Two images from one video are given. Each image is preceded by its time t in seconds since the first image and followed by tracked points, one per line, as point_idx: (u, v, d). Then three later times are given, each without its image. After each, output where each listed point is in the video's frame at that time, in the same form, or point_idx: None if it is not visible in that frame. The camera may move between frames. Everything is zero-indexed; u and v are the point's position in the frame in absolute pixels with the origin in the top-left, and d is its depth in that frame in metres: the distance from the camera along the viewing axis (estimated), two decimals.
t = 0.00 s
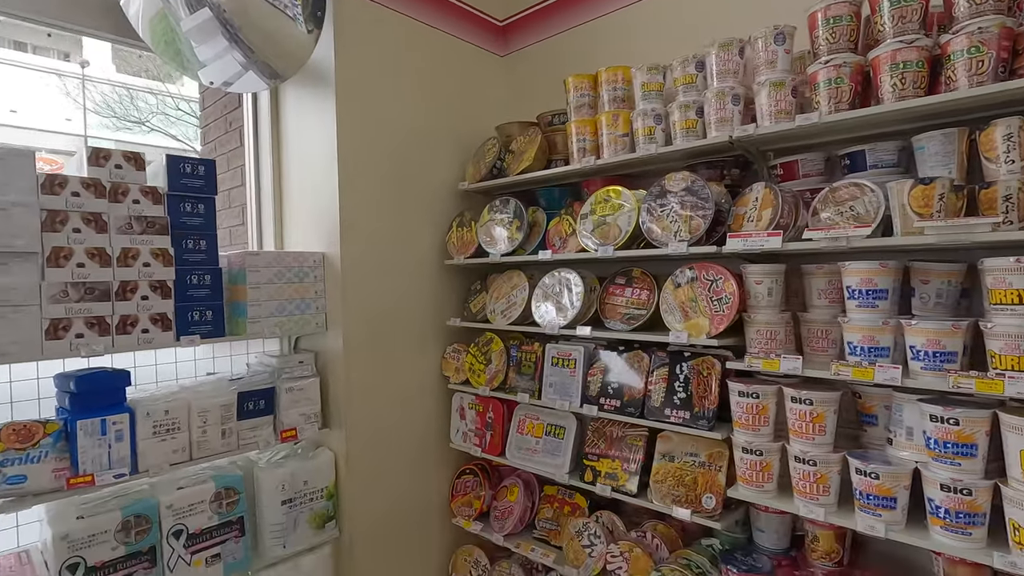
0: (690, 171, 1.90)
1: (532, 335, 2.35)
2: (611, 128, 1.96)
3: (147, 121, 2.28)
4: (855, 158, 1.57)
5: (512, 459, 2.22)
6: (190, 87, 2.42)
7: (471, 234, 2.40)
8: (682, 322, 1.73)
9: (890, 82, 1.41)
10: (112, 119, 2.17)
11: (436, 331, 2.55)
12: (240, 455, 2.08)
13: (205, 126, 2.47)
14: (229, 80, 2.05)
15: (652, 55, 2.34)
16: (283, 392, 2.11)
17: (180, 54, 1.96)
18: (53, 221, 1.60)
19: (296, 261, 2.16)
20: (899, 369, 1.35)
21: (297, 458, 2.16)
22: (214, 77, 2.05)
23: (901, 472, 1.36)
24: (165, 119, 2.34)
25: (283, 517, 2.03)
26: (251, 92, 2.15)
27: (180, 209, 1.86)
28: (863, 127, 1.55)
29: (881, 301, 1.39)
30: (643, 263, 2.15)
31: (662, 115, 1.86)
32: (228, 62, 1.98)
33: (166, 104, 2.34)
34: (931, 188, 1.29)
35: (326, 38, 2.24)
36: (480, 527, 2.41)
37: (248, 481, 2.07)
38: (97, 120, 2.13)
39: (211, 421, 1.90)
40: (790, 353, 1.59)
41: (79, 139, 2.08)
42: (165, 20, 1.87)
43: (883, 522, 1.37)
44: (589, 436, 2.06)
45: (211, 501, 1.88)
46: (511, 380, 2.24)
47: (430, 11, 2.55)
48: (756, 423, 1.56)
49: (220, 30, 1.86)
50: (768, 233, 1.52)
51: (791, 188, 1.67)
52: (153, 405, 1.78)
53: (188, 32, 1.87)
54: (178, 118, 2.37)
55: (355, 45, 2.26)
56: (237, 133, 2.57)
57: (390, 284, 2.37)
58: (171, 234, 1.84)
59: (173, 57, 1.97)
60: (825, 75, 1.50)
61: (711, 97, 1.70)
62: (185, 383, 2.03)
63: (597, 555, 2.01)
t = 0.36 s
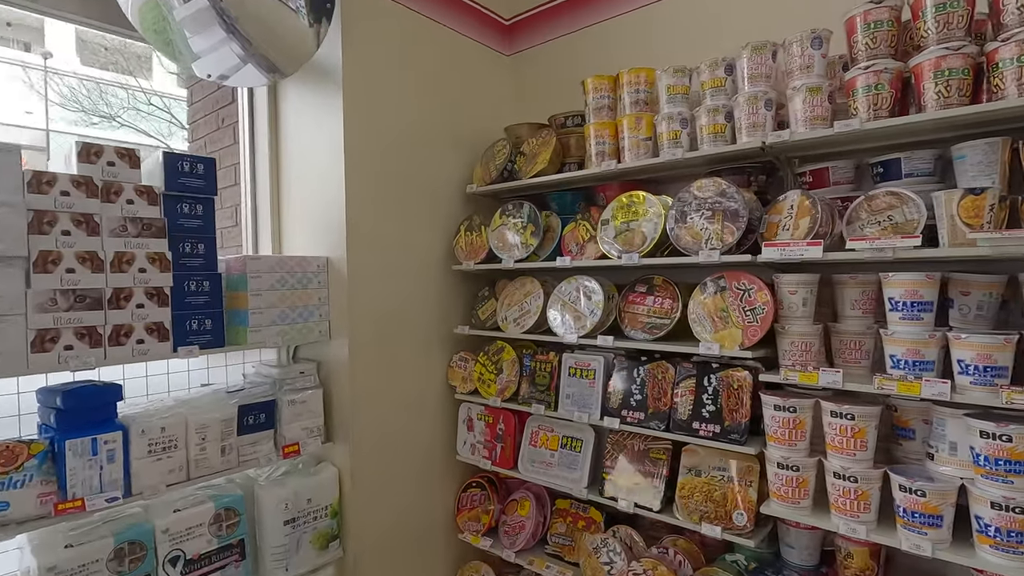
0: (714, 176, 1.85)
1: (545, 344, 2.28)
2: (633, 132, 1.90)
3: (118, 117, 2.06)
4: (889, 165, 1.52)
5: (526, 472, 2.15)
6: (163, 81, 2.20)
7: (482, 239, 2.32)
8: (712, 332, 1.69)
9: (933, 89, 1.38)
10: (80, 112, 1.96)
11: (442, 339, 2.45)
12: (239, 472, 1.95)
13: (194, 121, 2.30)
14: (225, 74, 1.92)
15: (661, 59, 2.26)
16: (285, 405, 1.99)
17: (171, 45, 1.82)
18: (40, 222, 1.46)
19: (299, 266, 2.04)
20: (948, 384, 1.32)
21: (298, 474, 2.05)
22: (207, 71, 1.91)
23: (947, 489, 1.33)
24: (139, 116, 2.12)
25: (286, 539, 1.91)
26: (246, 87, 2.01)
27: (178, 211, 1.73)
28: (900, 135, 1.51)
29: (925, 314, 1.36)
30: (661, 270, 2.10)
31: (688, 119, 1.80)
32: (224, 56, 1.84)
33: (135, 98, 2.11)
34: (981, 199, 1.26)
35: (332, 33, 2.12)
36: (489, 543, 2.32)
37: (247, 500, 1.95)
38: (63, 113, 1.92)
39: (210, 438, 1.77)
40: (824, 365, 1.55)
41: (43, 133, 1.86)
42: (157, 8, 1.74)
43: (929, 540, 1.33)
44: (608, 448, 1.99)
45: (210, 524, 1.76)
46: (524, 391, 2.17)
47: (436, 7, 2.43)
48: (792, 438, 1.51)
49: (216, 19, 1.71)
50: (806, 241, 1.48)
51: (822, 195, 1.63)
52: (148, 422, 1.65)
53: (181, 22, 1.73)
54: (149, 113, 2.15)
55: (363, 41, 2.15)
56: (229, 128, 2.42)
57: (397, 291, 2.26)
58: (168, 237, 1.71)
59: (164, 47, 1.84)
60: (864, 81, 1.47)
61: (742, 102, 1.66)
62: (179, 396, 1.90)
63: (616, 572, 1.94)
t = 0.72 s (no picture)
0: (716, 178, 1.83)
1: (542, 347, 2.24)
2: (636, 132, 1.88)
3: (81, 109, 1.92)
4: (894, 169, 1.52)
5: (524, 478, 2.11)
6: (130, 74, 2.05)
7: (479, 240, 2.27)
8: (720, 335, 1.67)
9: (943, 93, 1.39)
10: (39, 103, 1.81)
11: (436, 342, 2.39)
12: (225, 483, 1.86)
13: (174, 116, 2.19)
14: (211, 64, 1.79)
15: (659, 59, 2.23)
16: (274, 411, 1.90)
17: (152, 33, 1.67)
18: (13, 217, 1.35)
19: (290, 266, 1.96)
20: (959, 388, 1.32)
21: (288, 484, 1.96)
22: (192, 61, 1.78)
23: (957, 491, 1.34)
24: (103, 110, 1.98)
25: (275, 553, 1.81)
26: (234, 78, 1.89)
27: (163, 207, 1.64)
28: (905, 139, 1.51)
29: (935, 318, 1.37)
30: (660, 272, 2.07)
31: (694, 120, 1.79)
32: (209, 44, 1.73)
33: (100, 91, 1.97)
34: (993, 204, 1.29)
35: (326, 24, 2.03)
36: (484, 551, 2.27)
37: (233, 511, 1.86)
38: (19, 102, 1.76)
39: (196, 447, 1.67)
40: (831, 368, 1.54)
41: None
42: None
43: (939, 543, 1.33)
44: (609, 453, 1.96)
45: (196, 538, 1.66)
46: (522, 395, 2.12)
47: None
48: (801, 442, 1.50)
49: (202, 6, 1.62)
50: (817, 244, 1.47)
51: (828, 199, 1.61)
52: (130, 431, 1.55)
53: (164, 8, 1.59)
54: (115, 107, 2.01)
55: (357, 33, 2.07)
56: (213, 123, 2.31)
57: (391, 294, 2.19)
58: (153, 235, 1.61)
59: (145, 34, 1.69)
60: (874, 85, 1.47)
61: (749, 103, 1.64)
62: (161, 403, 1.80)
63: None
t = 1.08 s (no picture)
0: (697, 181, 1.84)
1: (523, 351, 2.22)
2: (619, 136, 1.87)
3: (36, 102, 1.81)
4: (870, 176, 1.54)
5: (504, 484, 2.08)
6: (90, 67, 1.97)
7: (459, 242, 2.24)
8: (701, 339, 1.68)
9: (918, 104, 1.42)
10: None
11: (415, 346, 2.34)
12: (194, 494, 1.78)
13: (139, 111, 2.10)
14: (181, 56, 1.72)
15: (639, 63, 2.23)
16: (247, 419, 1.83)
17: (119, 22, 1.59)
18: None
19: (264, 268, 1.90)
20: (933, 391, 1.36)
21: (261, 494, 1.89)
22: (161, 53, 1.70)
23: (932, 492, 1.37)
24: (61, 103, 1.88)
25: (248, 566, 1.75)
26: (206, 73, 1.82)
27: (130, 207, 1.56)
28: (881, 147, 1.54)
29: (910, 322, 1.40)
30: (641, 276, 2.08)
31: (676, 125, 1.79)
32: (179, 36, 1.66)
33: (57, 84, 1.87)
34: (967, 212, 1.33)
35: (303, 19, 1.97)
36: (463, 558, 2.23)
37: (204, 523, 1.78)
38: None
39: (164, 458, 1.60)
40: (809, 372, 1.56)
41: None
42: None
43: (914, 543, 1.37)
44: (590, 457, 1.95)
45: (163, 552, 1.59)
46: (502, 399, 2.10)
47: None
48: (782, 445, 1.52)
49: None
50: (798, 250, 1.49)
51: (807, 205, 1.63)
52: (93, 441, 1.47)
53: None
54: (73, 101, 1.91)
55: (335, 30, 2.01)
56: (183, 118, 2.22)
57: (370, 297, 2.15)
58: (119, 235, 1.53)
59: (111, 24, 1.61)
60: (852, 93, 1.50)
61: (731, 109, 1.66)
62: (126, 411, 1.72)
63: None
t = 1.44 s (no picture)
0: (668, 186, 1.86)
1: (495, 354, 2.21)
2: (592, 140, 1.87)
3: None
4: (835, 183, 1.58)
5: (476, 489, 2.06)
6: (45, 58, 1.87)
7: (431, 244, 2.21)
8: (672, 342, 1.69)
9: (880, 113, 1.46)
10: None
11: (385, 350, 2.30)
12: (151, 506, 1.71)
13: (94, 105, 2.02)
14: (138, 48, 1.65)
15: (609, 68, 2.24)
16: (209, 427, 1.76)
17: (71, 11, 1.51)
18: None
19: (228, 270, 1.83)
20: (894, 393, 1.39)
21: (223, 504, 1.82)
22: (117, 45, 1.62)
23: (894, 491, 1.41)
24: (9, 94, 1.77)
25: None
26: (165, 66, 1.75)
27: (82, 205, 1.49)
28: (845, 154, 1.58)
29: (872, 326, 1.44)
30: (613, 279, 2.08)
31: (648, 130, 1.81)
32: (138, 28, 1.59)
33: (7, 74, 1.78)
34: (926, 218, 1.38)
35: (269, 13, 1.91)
36: (434, 565, 2.20)
37: (161, 536, 1.71)
38: None
39: (118, 469, 1.52)
40: (777, 374, 1.59)
41: None
42: None
43: (877, 541, 1.40)
44: (563, 461, 1.95)
45: (117, 568, 1.52)
46: (474, 404, 2.08)
47: None
48: (751, 447, 1.54)
49: None
50: (766, 254, 1.52)
51: (774, 210, 1.66)
52: (40, 453, 1.39)
53: None
54: (23, 92, 1.81)
55: (304, 26, 1.96)
56: (142, 114, 2.13)
57: (339, 300, 2.10)
58: (70, 235, 1.45)
59: (62, 12, 1.52)
60: (817, 102, 1.53)
61: (701, 115, 1.68)
62: (78, 420, 1.64)
63: None
